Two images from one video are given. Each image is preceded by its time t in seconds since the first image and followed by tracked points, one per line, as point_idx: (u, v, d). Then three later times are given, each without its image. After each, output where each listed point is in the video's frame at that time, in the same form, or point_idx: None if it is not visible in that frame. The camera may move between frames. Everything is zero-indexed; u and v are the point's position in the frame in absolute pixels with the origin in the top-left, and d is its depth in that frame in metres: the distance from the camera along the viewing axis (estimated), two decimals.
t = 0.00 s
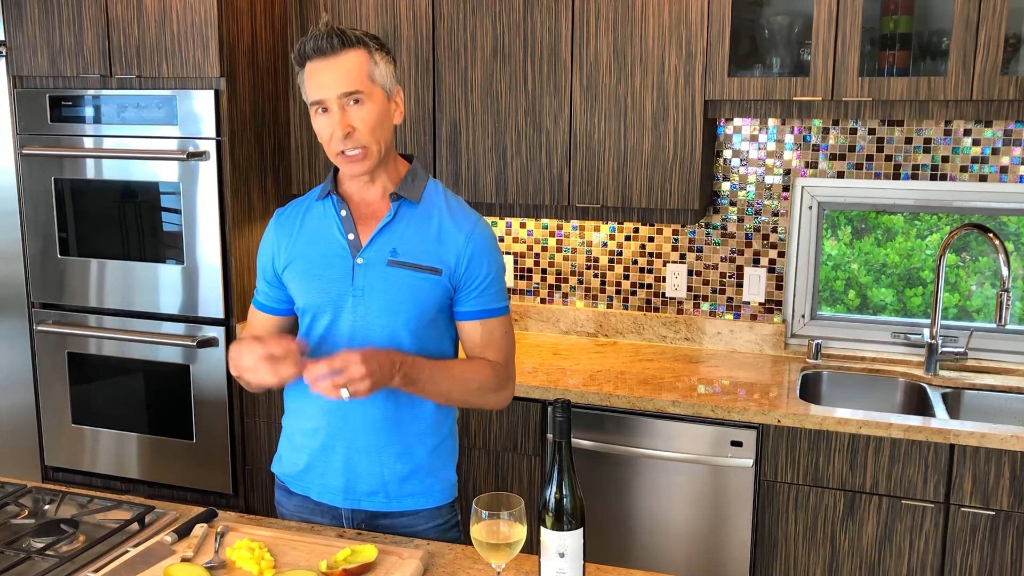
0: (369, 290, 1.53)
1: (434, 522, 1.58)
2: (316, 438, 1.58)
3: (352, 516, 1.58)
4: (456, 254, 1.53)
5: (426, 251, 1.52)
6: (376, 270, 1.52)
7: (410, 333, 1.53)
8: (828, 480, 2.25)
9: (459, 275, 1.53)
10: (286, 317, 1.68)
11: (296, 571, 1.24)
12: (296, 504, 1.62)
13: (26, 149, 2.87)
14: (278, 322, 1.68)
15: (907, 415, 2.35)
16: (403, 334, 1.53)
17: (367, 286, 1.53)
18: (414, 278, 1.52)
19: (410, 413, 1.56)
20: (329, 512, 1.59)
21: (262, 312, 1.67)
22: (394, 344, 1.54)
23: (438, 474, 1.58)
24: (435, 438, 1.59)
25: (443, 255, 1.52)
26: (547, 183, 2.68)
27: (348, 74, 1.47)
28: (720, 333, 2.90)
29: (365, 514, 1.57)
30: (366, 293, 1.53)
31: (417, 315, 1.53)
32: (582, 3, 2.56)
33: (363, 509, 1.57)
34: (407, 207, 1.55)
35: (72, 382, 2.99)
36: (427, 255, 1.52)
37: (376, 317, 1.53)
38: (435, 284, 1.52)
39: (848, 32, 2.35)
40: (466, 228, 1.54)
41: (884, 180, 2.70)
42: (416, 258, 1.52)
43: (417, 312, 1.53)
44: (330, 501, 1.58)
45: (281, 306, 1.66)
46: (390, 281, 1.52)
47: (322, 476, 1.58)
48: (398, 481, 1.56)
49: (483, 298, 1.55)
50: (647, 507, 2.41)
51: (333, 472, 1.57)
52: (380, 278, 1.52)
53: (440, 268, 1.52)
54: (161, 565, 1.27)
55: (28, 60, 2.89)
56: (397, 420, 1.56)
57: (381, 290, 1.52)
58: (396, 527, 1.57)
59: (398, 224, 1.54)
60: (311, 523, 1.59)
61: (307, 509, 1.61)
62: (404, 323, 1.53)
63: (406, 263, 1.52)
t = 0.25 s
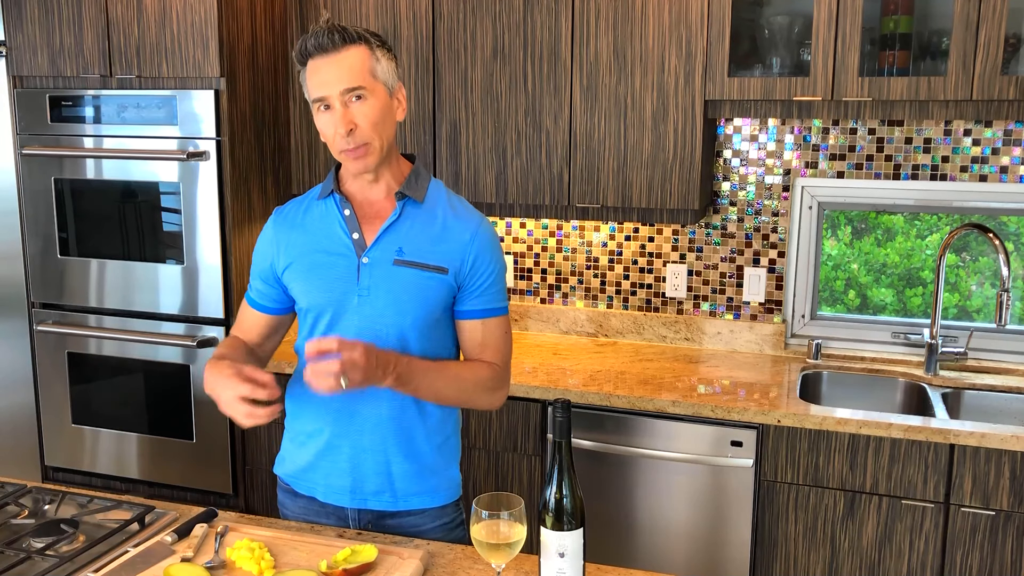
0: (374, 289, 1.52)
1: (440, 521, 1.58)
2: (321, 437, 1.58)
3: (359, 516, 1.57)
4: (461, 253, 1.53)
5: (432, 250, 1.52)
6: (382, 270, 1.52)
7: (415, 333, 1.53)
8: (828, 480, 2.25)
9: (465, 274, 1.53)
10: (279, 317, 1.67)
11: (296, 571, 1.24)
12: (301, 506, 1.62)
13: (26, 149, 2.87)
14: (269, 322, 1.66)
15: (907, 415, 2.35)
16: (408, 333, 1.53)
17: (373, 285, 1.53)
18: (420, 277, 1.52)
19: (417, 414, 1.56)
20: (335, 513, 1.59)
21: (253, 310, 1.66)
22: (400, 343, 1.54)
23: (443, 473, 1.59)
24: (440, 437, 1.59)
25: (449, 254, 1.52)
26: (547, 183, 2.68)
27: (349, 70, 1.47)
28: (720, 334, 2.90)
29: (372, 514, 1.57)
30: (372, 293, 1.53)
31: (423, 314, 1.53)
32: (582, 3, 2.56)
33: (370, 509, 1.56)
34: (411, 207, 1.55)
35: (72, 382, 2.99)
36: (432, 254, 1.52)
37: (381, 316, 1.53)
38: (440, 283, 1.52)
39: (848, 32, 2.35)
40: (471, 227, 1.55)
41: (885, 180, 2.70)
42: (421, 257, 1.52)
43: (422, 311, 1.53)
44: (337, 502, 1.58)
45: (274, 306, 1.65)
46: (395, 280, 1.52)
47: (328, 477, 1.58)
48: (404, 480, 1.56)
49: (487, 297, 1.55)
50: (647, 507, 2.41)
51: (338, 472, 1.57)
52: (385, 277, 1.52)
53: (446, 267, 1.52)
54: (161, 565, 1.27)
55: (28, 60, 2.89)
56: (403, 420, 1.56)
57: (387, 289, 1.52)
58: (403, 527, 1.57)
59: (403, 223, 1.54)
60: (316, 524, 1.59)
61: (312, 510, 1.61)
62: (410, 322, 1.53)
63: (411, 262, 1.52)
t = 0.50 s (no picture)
0: (372, 291, 1.52)
1: (437, 521, 1.58)
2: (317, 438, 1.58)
3: (354, 516, 1.57)
4: (460, 255, 1.53)
5: (430, 252, 1.52)
6: (380, 272, 1.52)
7: (413, 335, 1.53)
8: (828, 480, 2.25)
9: (464, 276, 1.53)
10: (288, 318, 1.68)
11: (296, 571, 1.24)
12: (297, 505, 1.62)
13: (26, 149, 2.87)
14: (277, 323, 1.68)
15: (907, 415, 2.35)
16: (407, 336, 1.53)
17: (371, 287, 1.52)
18: (419, 279, 1.52)
19: (415, 417, 1.56)
20: (331, 513, 1.59)
21: (262, 311, 1.67)
22: (398, 346, 1.53)
23: (440, 474, 1.59)
24: (438, 439, 1.59)
25: (448, 256, 1.52)
26: (547, 183, 2.68)
27: (351, 69, 1.47)
28: (720, 334, 2.90)
29: (367, 514, 1.57)
30: (370, 295, 1.53)
31: (422, 317, 1.53)
32: (582, 3, 2.56)
33: (365, 509, 1.57)
34: (411, 208, 1.55)
35: (72, 382, 2.99)
36: (431, 256, 1.52)
37: (379, 319, 1.53)
38: (439, 286, 1.52)
39: (848, 31, 2.35)
40: (471, 229, 1.54)
41: (885, 180, 2.70)
42: (420, 259, 1.52)
43: (420, 314, 1.52)
44: (332, 502, 1.58)
45: (284, 307, 1.66)
46: (393, 282, 1.52)
47: (324, 477, 1.58)
48: (400, 482, 1.56)
49: (487, 299, 1.55)
50: (647, 507, 2.41)
51: (335, 472, 1.57)
52: (383, 279, 1.52)
53: (444, 270, 1.52)
54: (161, 565, 1.27)
55: (28, 60, 2.89)
56: (400, 422, 1.56)
57: (385, 291, 1.52)
58: (399, 527, 1.57)
59: (402, 225, 1.54)
60: (312, 524, 1.59)
61: (308, 509, 1.61)
62: (407, 325, 1.53)
63: (410, 264, 1.52)
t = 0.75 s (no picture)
0: (370, 292, 1.52)
1: (436, 523, 1.58)
2: (316, 439, 1.58)
3: (354, 517, 1.57)
4: (458, 256, 1.52)
5: (428, 253, 1.52)
6: (378, 272, 1.52)
7: (411, 336, 1.53)
8: (828, 480, 2.25)
9: (462, 277, 1.53)
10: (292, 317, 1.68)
11: (296, 570, 1.24)
12: (297, 506, 1.62)
13: (26, 149, 2.87)
14: (281, 323, 1.68)
15: (907, 415, 2.35)
16: (405, 337, 1.53)
17: (369, 288, 1.52)
18: (417, 280, 1.52)
19: (414, 418, 1.56)
20: (331, 513, 1.59)
21: (268, 311, 1.68)
22: (395, 347, 1.53)
23: (440, 475, 1.59)
24: (436, 440, 1.59)
25: (446, 257, 1.52)
26: (547, 183, 2.68)
27: (350, 70, 1.47)
28: (720, 333, 2.90)
29: (367, 515, 1.57)
30: (367, 295, 1.53)
31: (419, 318, 1.53)
32: (583, 3, 2.56)
33: (365, 510, 1.57)
34: (410, 209, 1.55)
35: (72, 382, 2.99)
36: (429, 257, 1.52)
37: (377, 319, 1.53)
38: (437, 287, 1.52)
39: (848, 31, 2.35)
40: (470, 230, 1.54)
41: (884, 180, 2.70)
42: (418, 260, 1.52)
43: (418, 315, 1.52)
44: (332, 503, 1.58)
45: (287, 306, 1.67)
46: (391, 283, 1.52)
47: (323, 478, 1.58)
48: (400, 483, 1.56)
49: (486, 301, 1.55)
50: (646, 507, 2.42)
51: (334, 473, 1.57)
52: (381, 280, 1.52)
53: (442, 271, 1.52)
54: (161, 565, 1.27)
55: (28, 60, 2.89)
56: (399, 424, 1.56)
57: (383, 292, 1.52)
58: (398, 528, 1.57)
59: (401, 225, 1.54)
60: (312, 524, 1.59)
61: (308, 510, 1.61)
62: (405, 325, 1.53)
63: (408, 265, 1.52)
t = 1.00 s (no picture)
0: (370, 293, 1.52)
1: (436, 524, 1.58)
2: (315, 441, 1.58)
3: (353, 518, 1.57)
4: (457, 257, 1.52)
5: (427, 253, 1.52)
6: (377, 274, 1.52)
7: (410, 337, 1.53)
8: (828, 480, 2.25)
9: (462, 278, 1.53)
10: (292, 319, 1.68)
11: (296, 570, 1.24)
12: (297, 507, 1.62)
13: (26, 149, 2.87)
14: (281, 325, 1.68)
15: (907, 415, 2.35)
16: (405, 338, 1.53)
17: (368, 289, 1.52)
18: (416, 281, 1.52)
19: (414, 419, 1.56)
20: (330, 514, 1.59)
21: (267, 313, 1.68)
22: (394, 348, 1.53)
23: (439, 476, 1.59)
24: (436, 442, 1.58)
25: (445, 258, 1.52)
26: (547, 183, 2.68)
27: (347, 73, 1.47)
28: (720, 334, 2.90)
29: (367, 516, 1.57)
30: (367, 297, 1.53)
31: (419, 319, 1.53)
32: (582, 3, 2.56)
33: (364, 512, 1.57)
34: (409, 209, 1.55)
35: (72, 382, 2.99)
36: (429, 258, 1.52)
37: (376, 320, 1.53)
38: (436, 287, 1.52)
39: (848, 31, 2.35)
40: (469, 230, 1.54)
41: (884, 180, 2.70)
42: (417, 260, 1.52)
43: (418, 316, 1.52)
44: (331, 504, 1.58)
45: (287, 308, 1.67)
46: (390, 284, 1.52)
47: (323, 479, 1.58)
48: (399, 484, 1.56)
49: (485, 301, 1.55)
50: (646, 507, 2.42)
51: (334, 474, 1.57)
52: (380, 281, 1.52)
53: (442, 271, 1.52)
54: (161, 565, 1.27)
55: (28, 60, 2.89)
56: (398, 426, 1.56)
57: (382, 293, 1.52)
58: (398, 529, 1.57)
59: (400, 226, 1.54)
60: (312, 525, 1.59)
61: (308, 510, 1.61)
62: (405, 327, 1.53)
63: (407, 266, 1.52)
